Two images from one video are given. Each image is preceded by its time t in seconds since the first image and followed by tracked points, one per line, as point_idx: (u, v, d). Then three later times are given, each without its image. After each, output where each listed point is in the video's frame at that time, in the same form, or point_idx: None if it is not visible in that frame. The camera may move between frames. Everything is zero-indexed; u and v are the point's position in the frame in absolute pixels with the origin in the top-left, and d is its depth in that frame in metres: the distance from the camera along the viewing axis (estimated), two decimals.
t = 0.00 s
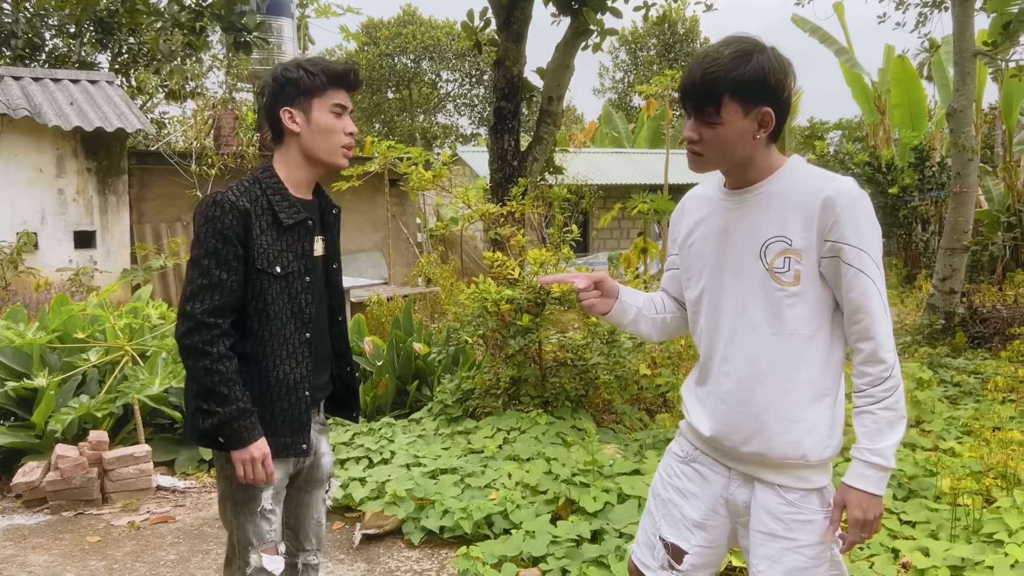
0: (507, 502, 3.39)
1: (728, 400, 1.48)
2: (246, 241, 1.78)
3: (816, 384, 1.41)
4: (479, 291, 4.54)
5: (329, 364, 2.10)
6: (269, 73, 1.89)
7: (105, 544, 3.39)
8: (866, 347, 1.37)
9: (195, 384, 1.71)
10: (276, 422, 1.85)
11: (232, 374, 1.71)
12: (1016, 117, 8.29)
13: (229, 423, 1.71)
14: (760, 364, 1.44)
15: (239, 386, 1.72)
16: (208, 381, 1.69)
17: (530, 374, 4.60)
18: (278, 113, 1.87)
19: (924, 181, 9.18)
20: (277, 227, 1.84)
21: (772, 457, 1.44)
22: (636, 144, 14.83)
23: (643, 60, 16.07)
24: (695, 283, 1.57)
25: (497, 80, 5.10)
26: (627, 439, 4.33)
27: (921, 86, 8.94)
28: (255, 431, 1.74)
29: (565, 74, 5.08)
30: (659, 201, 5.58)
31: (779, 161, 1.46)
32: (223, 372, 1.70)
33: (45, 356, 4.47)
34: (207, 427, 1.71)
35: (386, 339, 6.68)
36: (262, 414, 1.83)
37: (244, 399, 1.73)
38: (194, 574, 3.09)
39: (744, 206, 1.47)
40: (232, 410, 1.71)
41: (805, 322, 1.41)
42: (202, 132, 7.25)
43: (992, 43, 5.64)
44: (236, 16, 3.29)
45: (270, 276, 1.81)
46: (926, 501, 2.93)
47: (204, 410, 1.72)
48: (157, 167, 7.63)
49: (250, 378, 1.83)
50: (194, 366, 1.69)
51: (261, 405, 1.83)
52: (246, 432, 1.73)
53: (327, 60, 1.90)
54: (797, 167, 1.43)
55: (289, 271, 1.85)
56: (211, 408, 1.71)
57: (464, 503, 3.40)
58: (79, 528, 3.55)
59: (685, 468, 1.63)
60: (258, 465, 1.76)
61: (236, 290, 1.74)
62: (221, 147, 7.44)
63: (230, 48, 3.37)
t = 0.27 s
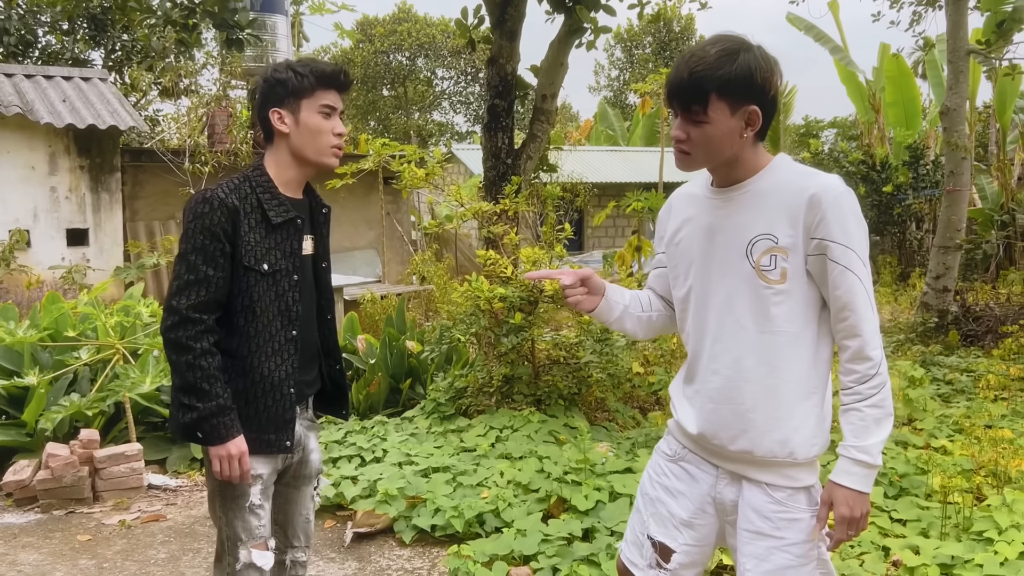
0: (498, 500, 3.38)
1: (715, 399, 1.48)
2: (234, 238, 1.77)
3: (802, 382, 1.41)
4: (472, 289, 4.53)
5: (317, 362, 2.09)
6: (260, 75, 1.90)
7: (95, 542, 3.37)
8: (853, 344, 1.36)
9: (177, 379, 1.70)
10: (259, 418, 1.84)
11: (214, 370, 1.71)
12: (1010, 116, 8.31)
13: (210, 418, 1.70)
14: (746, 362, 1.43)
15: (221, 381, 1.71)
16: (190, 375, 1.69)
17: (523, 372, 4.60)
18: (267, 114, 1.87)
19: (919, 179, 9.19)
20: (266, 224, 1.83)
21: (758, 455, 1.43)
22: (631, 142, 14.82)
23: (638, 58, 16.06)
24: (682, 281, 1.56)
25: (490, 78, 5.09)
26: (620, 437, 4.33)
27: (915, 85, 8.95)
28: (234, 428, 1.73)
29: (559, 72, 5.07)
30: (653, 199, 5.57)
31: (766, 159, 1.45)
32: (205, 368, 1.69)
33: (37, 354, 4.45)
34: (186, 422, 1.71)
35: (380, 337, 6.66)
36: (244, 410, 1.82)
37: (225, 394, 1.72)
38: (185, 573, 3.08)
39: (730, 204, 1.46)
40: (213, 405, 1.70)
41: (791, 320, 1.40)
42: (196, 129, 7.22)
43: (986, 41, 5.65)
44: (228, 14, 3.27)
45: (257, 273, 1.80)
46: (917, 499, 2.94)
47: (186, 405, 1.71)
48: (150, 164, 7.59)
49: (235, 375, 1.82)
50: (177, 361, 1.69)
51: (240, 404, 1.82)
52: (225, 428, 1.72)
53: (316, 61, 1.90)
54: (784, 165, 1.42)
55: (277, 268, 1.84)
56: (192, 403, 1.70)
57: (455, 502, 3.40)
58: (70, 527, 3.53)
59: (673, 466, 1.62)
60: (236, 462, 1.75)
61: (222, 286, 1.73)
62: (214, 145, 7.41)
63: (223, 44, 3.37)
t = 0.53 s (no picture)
0: (490, 498, 3.39)
1: (705, 397, 1.48)
2: (224, 235, 1.77)
3: (792, 379, 1.42)
4: (464, 287, 4.53)
5: (307, 360, 2.08)
6: (252, 75, 1.88)
7: (85, 541, 3.36)
8: (842, 342, 1.37)
9: (168, 375, 1.70)
10: (250, 415, 1.83)
11: (205, 366, 1.70)
12: (999, 115, 8.36)
13: (200, 414, 1.70)
14: (736, 361, 1.44)
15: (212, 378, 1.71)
16: (180, 372, 1.68)
17: (515, 370, 4.60)
18: (259, 114, 1.86)
19: (909, 178, 9.23)
20: (257, 222, 1.83)
21: (748, 452, 1.44)
22: (623, 140, 14.84)
23: (630, 56, 16.06)
24: (672, 280, 1.56)
25: (482, 76, 5.08)
26: (612, 435, 4.34)
27: (906, 84, 9.00)
28: (225, 424, 1.73)
29: (551, 70, 5.07)
30: (645, 197, 5.59)
31: (755, 158, 1.45)
32: (196, 365, 1.69)
33: (26, 352, 4.42)
34: (177, 418, 1.70)
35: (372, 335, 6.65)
36: (234, 407, 1.82)
37: (216, 391, 1.72)
38: (175, 571, 3.07)
39: (719, 203, 1.47)
40: (203, 401, 1.70)
41: (781, 318, 1.41)
42: (187, 127, 7.19)
43: (976, 40, 5.69)
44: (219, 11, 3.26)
45: (248, 271, 1.80)
46: (907, 497, 2.96)
47: (176, 402, 1.71)
48: (141, 161, 7.55)
49: (225, 372, 1.81)
50: (168, 358, 1.69)
51: (232, 401, 1.82)
52: (216, 424, 1.72)
53: (309, 62, 1.88)
54: (773, 163, 1.43)
55: (268, 266, 1.83)
56: (182, 399, 1.70)
57: (447, 500, 3.40)
58: (60, 526, 3.51)
59: (663, 464, 1.63)
60: (227, 458, 1.74)
61: (213, 283, 1.73)
62: (205, 142, 7.37)
63: (214, 42, 3.36)
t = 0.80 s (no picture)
0: (480, 497, 3.39)
1: (697, 395, 1.49)
2: (219, 234, 1.76)
3: (783, 378, 1.43)
4: (453, 286, 4.52)
5: (299, 359, 2.07)
6: (238, 75, 1.87)
7: (73, 542, 3.33)
8: (833, 341, 1.38)
9: (162, 373, 1.69)
10: (244, 412, 1.82)
11: (200, 364, 1.69)
12: (983, 115, 8.44)
13: (195, 412, 1.69)
14: (728, 360, 1.45)
15: (207, 376, 1.70)
16: (175, 370, 1.67)
17: (504, 368, 4.61)
18: (247, 114, 1.85)
19: (894, 176, 9.30)
20: (251, 220, 1.82)
21: (739, 451, 1.45)
22: (611, 138, 14.86)
23: (618, 54, 16.07)
24: (664, 279, 1.57)
25: (471, 74, 5.07)
26: (601, 433, 4.36)
27: (891, 83, 9.07)
28: (220, 422, 1.73)
29: (540, 68, 5.07)
30: (633, 196, 5.60)
31: (746, 158, 1.46)
32: (191, 363, 1.68)
33: (11, 351, 4.38)
34: (171, 417, 1.69)
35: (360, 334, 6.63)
36: (228, 405, 1.81)
37: (211, 389, 1.71)
38: (164, 571, 3.05)
39: (712, 202, 1.47)
40: (199, 399, 1.69)
41: (772, 317, 1.42)
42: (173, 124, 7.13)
43: (961, 40, 5.74)
44: (207, 7, 3.24)
45: (242, 269, 1.79)
46: (894, 493, 2.98)
47: (169, 401, 1.70)
48: (127, 159, 7.49)
49: (220, 370, 1.81)
50: (163, 356, 1.68)
51: (227, 398, 1.81)
52: (211, 422, 1.71)
53: (295, 61, 1.86)
54: (765, 163, 1.44)
55: (262, 264, 1.83)
56: (177, 398, 1.69)
57: (437, 499, 3.40)
58: (46, 527, 3.48)
59: (655, 463, 1.63)
60: (222, 456, 1.74)
61: (207, 281, 1.72)
62: (192, 139, 7.31)
63: (201, 38, 3.34)
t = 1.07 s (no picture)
0: (467, 497, 3.37)
1: (690, 396, 1.48)
2: (209, 232, 1.73)
3: (776, 378, 1.43)
4: (439, 285, 4.53)
5: (288, 359, 2.04)
6: (227, 74, 1.84)
7: (53, 545, 3.27)
8: (825, 341, 1.38)
9: (152, 373, 1.67)
10: (234, 413, 1.80)
11: (190, 364, 1.68)
12: (961, 114, 8.54)
13: (185, 413, 1.67)
14: (721, 360, 1.44)
15: (197, 376, 1.69)
16: (164, 370, 1.66)
17: (490, 368, 4.60)
18: (235, 113, 1.82)
19: (874, 175, 9.38)
20: (241, 219, 1.80)
21: (732, 452, 1.45)
22: (593, 136, 14.88)
23: (600, 53, 16.09)
24: (656, 279, 1.57)
25: (455, 71, 5.05)
26: (587, 431, 4.37)
27: (871, 82, 9.16)
28: (212, 422, 1.71)
29: (524, 66, 5.05)
30: (617, 195, 5.60)
31: (739, 158, 1.46)
32: (181, 363, 1.66)
33: None
34: (161, 417, 1.68)
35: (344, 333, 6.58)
36: (219, 406, 1.79)
37: (201, 390, 1.69)
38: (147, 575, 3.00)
39: (705, 203, 1.47)
40: (189, 400, 1.67)
41: (765, 317, 1.42)
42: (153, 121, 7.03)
43: (941, 40, 5.80)
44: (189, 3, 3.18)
45: (232, 268, 1.76)
46: (878, 491, 3.00)
47: (159, 401, 1.68)
48: (105, 156, 7.38)
49: (210, 370, 1.78)
50: (152, 355, 1.66)
51: (217, 398, 1.79)
52: (201, 422, 1.69)
53: (284, 60, 1.84)
54: (758, 164, 1.43)
55: (251, 263, 1.80)
56: (168, 398, 1.67)
57: (424, 499, 3.38)
58: (26, 530, 3.42)
59: (647, 463, 1.63)
60: (214, 456, 1.72)
61: (197, 280, 1.70)
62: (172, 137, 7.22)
63: (182, 35, 3.29)
